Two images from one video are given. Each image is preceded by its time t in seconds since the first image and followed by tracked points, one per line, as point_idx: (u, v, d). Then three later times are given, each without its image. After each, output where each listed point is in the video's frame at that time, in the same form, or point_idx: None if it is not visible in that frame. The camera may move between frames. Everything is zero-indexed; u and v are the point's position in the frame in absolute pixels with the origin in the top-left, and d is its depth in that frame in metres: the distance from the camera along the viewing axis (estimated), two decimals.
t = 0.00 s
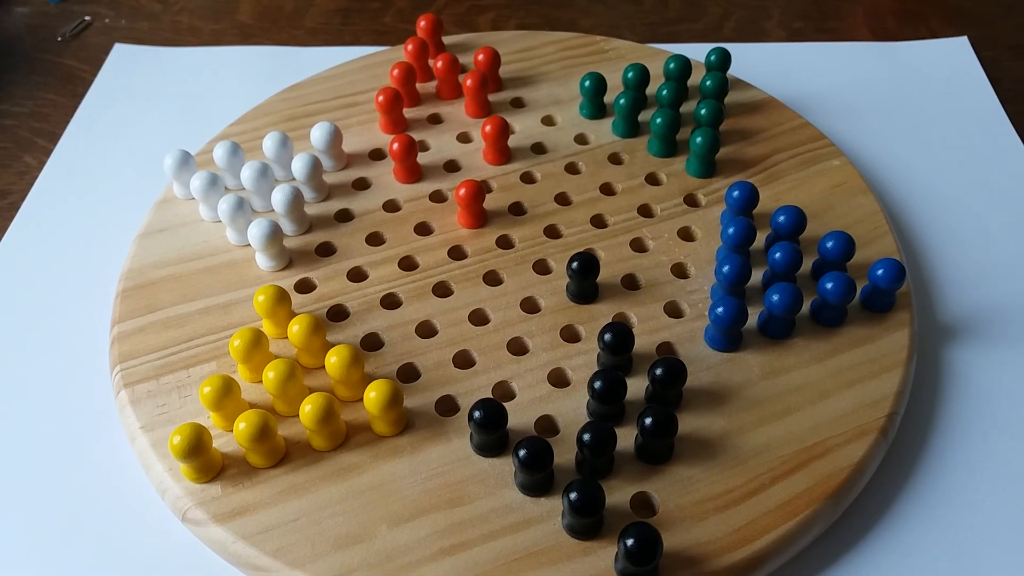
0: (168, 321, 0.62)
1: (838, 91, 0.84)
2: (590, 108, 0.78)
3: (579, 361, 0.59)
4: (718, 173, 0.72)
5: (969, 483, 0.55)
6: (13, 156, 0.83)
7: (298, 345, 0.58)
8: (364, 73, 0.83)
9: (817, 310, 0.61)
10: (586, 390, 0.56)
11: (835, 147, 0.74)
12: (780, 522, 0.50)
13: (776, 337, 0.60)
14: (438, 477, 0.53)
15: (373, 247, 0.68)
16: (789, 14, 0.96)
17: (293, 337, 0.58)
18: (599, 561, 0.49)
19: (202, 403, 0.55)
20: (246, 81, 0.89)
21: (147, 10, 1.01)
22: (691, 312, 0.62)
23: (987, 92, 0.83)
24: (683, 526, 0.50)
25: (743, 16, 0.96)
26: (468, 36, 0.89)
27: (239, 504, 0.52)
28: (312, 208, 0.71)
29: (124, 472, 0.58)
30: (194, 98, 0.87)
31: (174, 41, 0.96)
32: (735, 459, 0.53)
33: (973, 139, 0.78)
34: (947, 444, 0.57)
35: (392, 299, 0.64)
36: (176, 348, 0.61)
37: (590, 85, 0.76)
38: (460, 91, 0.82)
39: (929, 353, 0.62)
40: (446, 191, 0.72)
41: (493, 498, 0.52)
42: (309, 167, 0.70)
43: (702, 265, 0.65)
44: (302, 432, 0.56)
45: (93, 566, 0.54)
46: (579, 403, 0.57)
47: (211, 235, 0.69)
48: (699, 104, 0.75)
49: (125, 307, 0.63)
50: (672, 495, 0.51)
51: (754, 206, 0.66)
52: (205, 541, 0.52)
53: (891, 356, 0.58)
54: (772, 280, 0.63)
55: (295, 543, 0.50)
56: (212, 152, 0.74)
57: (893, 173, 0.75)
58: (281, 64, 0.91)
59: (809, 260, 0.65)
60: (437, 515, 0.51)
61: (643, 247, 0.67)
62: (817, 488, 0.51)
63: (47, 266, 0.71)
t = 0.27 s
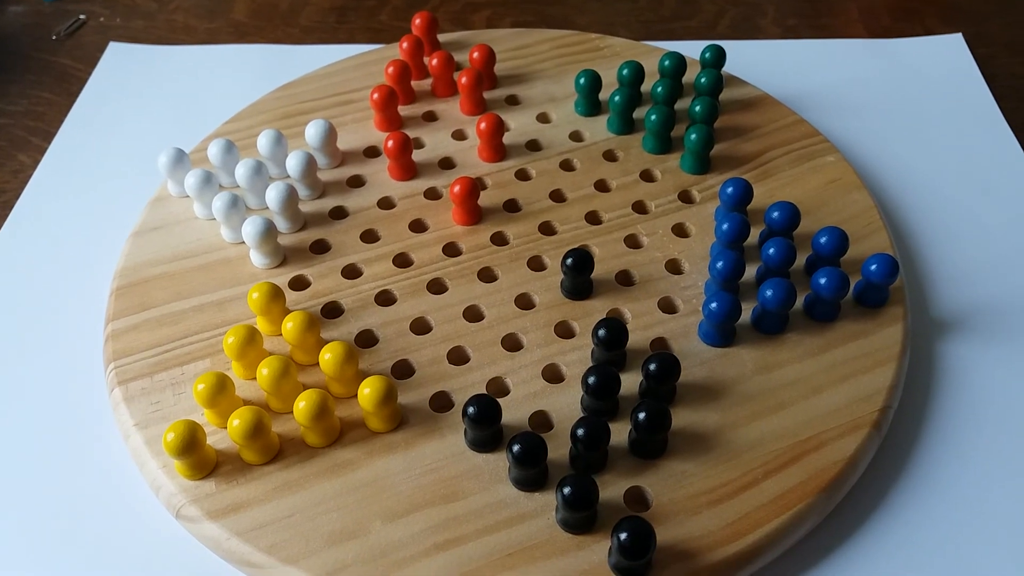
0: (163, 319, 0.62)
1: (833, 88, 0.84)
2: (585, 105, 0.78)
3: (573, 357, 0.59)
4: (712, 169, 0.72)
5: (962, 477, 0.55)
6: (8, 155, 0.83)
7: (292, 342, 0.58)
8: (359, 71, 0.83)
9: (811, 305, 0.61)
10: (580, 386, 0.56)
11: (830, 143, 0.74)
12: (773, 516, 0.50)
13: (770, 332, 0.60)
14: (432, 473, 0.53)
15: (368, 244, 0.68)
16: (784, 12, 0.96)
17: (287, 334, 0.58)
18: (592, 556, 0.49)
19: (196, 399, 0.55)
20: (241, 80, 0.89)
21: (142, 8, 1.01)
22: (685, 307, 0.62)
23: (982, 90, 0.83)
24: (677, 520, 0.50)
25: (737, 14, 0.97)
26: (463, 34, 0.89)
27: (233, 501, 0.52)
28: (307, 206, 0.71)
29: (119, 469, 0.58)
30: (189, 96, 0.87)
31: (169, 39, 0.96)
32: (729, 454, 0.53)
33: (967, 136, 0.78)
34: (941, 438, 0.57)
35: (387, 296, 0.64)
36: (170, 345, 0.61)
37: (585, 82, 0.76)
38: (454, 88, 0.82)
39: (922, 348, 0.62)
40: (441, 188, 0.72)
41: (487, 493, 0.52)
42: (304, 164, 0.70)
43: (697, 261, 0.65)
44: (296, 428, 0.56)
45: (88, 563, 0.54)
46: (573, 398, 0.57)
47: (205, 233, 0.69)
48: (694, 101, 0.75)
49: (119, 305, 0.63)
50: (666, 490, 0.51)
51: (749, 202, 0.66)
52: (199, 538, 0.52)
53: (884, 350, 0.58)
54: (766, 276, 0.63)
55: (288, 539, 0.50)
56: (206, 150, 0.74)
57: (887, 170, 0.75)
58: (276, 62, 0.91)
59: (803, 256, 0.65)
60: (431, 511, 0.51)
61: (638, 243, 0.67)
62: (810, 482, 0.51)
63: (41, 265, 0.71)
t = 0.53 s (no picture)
0: (163, 320, 0.62)
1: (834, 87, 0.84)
2: (585, 105, 0.78)
3: (574, 357, 0.59)
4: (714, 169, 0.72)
5: (964, 479, 0.55)
6: (7, 155, 0.82)
7: (292, 343, 0.58)
8: (359, 71, 0.82)
9: (813, 306, 0.61)
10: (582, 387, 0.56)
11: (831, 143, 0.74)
12: (775, 518, 0.50)
13: (771, 333, 0.60)
14: (433, 474, 0.53)
15: (368, 244, 0.68)
16: (784, 11, 0.96)
17: (288, 335, 0.58)
18: (594, 557, 0.49)
19: (196, 401, 0.55)
20: (240, 79, 0.88)
21: (141, 7, 1.01)
22: (687, 308, 0.62)
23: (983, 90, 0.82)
24: (679, 522, 0.50)
25: (738, 13, 0.96)
26: (463, 33, 0.89)
27: (234, 502, 0.52)
28: (307, 206, 0.71)
29: (119, 470, 0.58)
30: (188, 96, 0.87)
31: (168, 39, 0.96)
32: (731, 455, 0.53)
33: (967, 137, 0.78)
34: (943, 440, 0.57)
35: (387, 297, 0.64)
36: (170, 346, 0.60)
37: (586, 82, 0.76)
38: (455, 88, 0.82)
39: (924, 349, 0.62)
40: (441, 189, 0.72)
41: (488, 495, 0.52)
42: (304, 164, 0.69)
43: (698, 262, 0.65)
44: (297, 430, 0.56)
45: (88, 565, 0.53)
46: (575, 399, 0.57)
47: (205, 233, 0.69)
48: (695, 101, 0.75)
49: (119, 306, 0.63)
50: (668, 491, 0.51)
51: (750, 202, 0.66)
52: (199, 540, 0.52)
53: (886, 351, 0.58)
54: (767, 276, 0.63)
55: (289, 541, 0.50)
56: (206, 150, 0.74)
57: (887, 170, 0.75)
58: (276, 62, 0.90)
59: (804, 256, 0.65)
60: (432, 513, 0.51)
61: (639, 244, 0.67)
62: (812, 484, 0.51)
63: (41, 266, 0.71)
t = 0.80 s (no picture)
0: (168, 321, 0.62)
1: (841, 92, 0.84)
2: (592, 108, 0.77)
3: (580, 362, 0.59)
4: (721, 174, 0.72)
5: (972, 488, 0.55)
6: (14, 154, 0.82)
7: (298, 345, 0.58)
8: (366, 73, 0.82)
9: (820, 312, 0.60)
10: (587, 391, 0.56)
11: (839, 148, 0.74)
12: (782, 524, 0.50)
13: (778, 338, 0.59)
14: (438, 478, 0.53)
15: (374, 247, 0.68)
16: (792, 15, 0.96)
17: (293, 337, 0.58)
18: (599, 563, 0.48)
19: (201, 403, 0.55)
20: (247, 80, 0.88)
21: (149, 8, 1.01)
22: (693, 313, 0.62)
23: (991, 96, 0.82)
24: (685, 528, 0.50)
25: (746, 17, 0.96)
26: (470, 35, 0.88)
27: (238, 504, 0.52)
28: (313, 208, 0.71)
29: (123, 472, 0.58)
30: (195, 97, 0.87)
31: (176, 39, 0.96)
32: (737, 461, 0.53)
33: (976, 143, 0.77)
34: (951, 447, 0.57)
35: (393, 300, 0.64)
36: (175, 347, 0.60)
37: (593, 85, 0.76)
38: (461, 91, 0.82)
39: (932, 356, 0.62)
40: (447, 191, 0.72)
41: (493, 499, 0.52)
42: (311, 166, 0.69)
43: (705, 267, 0.65)
44: (301, 432, 0.56)
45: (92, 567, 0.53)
46: (580, 404, 0.56)
47: (211, 235, 0.69)
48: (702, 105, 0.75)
49: (125, 307, 0.63)
50: (673, 497, 0.51)
51: (757, 207, 0.66)
52: (203, 542, 0.52)
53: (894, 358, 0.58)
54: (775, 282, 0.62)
55: (293, 544, 0.50)
56: (213, 151, 0.74)
57: (895, 175, 0.75)
58: (283, 63, 0.91)
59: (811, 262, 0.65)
60: (437, 517, 0.51)
61: (645, 248, 0.67)
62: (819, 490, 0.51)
63: (47, 266, 0.71)
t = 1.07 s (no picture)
0: (166, 321, 0.62)
1: (841, 91, 0.83)
2: (592, 107, 0.77)
3: (579, 362, 0.59)
4: (720, 173, 0.72)
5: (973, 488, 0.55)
6: (13, 154, 0.82)
7: (297, 345, 0.58)
8: (365, 72, 0.82)
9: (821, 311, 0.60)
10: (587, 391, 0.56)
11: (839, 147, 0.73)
12: (782, 525, 0.49)
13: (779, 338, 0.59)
14: (437, 479, 0.53)
15: (373, 246, 0.68)
16: (792, 14, 0.96)
17: (292, 337, 0.57)
18: (599, 564, 0.48)
19: (200, 403, 0.55)
20: (247, 80, 0.88)
21: (148, 7, 1.01)
22: (693, 312, 0.61)
23: (992, 95, 0.82)
24: (685, 529, 0.49)
25: (746, 15, 0.96)
26: (470, 34, 0.88)
27: (237, 505, 0.52)
28: (313, 207, 0.71)
29: (122, 472, 0.58)
30: (194, 96, 0.87)
31: (174, 39, 0.96)
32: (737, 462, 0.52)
33: (977, 142, 0.77)
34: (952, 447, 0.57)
35: (392, 300, 0.64)
36: (174, 348, 0.60)
37: (593, 84, 0.75)
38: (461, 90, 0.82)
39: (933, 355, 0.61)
40: (447, 191, 0.72)
41: (492, 500, 0.51)
42: (310, 166, 0.69)
43: (705, 266, 0.64)
44: (300, 433, 0.56)
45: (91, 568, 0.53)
46: (580, 404, 0.56)
47: (210, 235, 0.69)
48: (702, 104, 0.75)
49: (123, 307, 0.63)
50: (673, 498, 0.51)
51: (758, 206, 0.65)
52: (202, 543, 0.52)
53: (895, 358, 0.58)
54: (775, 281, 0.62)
55: (292, 545, 0.50)
56: (212, 151, 0.74)
57: (896, 175, 0.75)
58: (282, 63, 0.90)
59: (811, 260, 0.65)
60: (436, 517, 0.51)
61: (645, 247, 0.66)
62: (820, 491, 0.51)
63: (46, 266, 0.71)
